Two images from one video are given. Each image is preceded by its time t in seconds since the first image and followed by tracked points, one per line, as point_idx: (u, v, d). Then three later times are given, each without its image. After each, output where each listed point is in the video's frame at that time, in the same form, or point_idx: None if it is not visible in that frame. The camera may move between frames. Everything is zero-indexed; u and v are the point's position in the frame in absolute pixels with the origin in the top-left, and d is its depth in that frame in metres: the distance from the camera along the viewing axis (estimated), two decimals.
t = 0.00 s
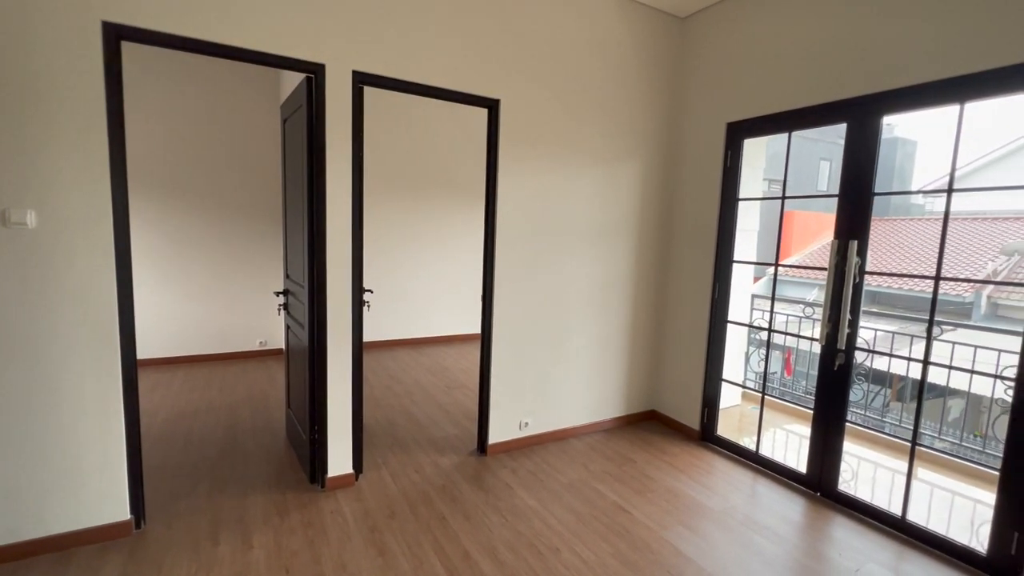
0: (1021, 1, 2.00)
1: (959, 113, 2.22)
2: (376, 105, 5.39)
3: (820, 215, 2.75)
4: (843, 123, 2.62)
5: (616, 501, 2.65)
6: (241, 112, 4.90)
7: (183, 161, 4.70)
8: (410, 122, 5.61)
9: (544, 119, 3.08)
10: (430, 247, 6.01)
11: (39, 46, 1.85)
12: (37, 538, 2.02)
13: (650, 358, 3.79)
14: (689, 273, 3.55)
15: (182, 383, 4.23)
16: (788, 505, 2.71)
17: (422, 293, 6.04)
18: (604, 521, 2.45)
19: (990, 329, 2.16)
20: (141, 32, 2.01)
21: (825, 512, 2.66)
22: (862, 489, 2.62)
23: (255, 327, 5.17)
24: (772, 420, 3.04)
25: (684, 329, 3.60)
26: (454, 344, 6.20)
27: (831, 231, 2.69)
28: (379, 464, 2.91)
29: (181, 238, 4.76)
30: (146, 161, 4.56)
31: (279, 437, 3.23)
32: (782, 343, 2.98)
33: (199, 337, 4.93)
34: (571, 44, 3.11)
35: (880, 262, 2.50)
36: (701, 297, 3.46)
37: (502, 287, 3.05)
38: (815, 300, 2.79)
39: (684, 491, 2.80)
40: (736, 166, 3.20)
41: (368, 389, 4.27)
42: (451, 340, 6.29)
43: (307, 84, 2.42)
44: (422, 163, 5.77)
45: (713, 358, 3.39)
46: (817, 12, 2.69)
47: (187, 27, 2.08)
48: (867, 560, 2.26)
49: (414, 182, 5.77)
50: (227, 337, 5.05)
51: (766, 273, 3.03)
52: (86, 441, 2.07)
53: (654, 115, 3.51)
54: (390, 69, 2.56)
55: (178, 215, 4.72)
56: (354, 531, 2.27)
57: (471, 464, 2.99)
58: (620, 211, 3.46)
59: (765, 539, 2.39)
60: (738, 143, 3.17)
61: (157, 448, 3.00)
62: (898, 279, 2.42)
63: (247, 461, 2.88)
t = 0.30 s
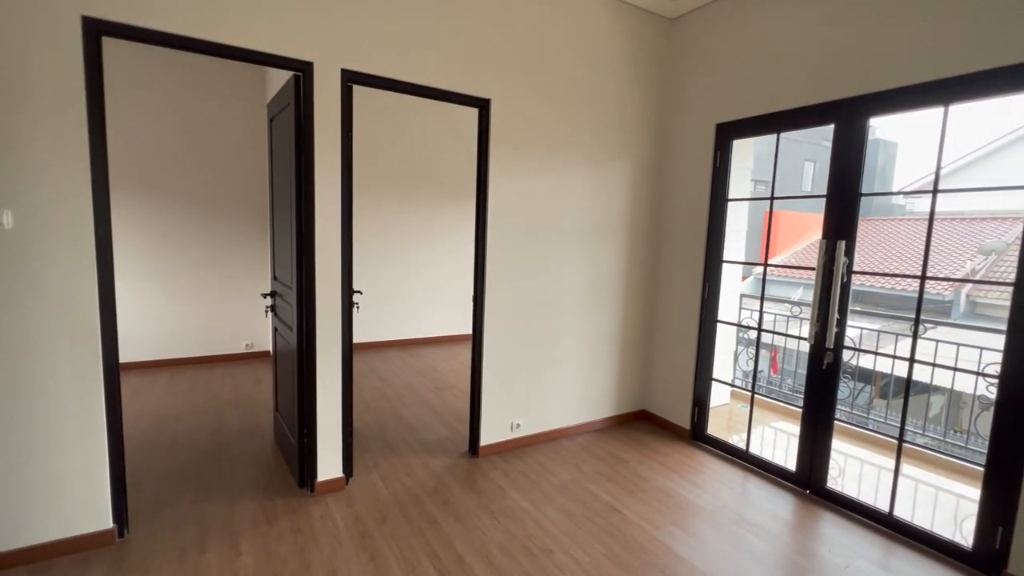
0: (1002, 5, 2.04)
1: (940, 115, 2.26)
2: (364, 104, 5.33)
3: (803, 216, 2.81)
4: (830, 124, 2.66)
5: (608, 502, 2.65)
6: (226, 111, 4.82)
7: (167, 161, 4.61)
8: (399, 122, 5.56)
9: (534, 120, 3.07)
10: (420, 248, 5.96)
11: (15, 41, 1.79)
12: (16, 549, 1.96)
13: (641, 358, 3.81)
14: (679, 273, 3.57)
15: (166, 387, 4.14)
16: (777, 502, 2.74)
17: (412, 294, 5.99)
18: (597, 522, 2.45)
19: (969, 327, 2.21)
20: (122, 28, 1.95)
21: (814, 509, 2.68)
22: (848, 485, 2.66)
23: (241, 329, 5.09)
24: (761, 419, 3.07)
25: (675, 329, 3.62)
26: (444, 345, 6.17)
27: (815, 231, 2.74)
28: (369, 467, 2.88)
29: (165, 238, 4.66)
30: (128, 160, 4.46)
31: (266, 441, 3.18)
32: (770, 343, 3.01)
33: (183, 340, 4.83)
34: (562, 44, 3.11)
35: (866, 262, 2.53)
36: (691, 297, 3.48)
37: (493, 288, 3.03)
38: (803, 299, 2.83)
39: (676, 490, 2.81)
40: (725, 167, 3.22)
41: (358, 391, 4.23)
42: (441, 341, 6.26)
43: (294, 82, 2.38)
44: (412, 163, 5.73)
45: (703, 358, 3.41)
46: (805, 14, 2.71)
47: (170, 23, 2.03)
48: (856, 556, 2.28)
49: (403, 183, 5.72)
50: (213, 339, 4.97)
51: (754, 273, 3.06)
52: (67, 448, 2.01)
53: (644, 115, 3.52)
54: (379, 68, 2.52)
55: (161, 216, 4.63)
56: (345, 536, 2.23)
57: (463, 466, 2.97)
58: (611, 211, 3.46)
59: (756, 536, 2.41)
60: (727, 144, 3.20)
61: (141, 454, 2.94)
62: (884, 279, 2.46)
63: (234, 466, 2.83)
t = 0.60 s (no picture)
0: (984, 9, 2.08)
1: (922, 117, 2.30)
2: (352, 104, 5.28)
3: (790, 216, 2.85)
4: (818, 126, 2.68)
5: (602, 502, 2.65)
6: (211, 110, 4.73)
7: (150, 160, 4.52)
8: (388, 122, 5.52)
9: (525, 120, 3.06)
10: (410, 248, 5.92)
11: None
12: None
13: (632, 358, 3.82)
14: (669, 272, 3.59)
15: (150, 391, 4.06)
16: (768, 500, 2.76)
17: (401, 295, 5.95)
18: (591, 522, 2.45)
19: (948, 324, 2.25)
20: (105, 23, 1.90)
21: (804, 506, 2.71)
22: (836, 481, 2.70)
23: (227, 331, 5.01)
24: (750, 417, 3.10)
25: (665, 329, 3.63)
26: (434, 345, 6.13)
27: (802, 231, 2.78)
28: (360, 470, 2.85)
29: (148, 239, 4.57)
30: (110, 159, 4.36)
31: (254, 445, 3.13)
32: (759, 342, 3.04)
33: (167, 343, 4.74)
34: (552, 45, 3.11)
35: (851, 261, 2.57)
36: (681, 297, 3.50)
37: (484, 288, 3.02)
38: (790, 299, 2.86)
39: (668, 490, 2.82)
40: (714, 167, 3.24)
41: (347, 393, 4.18)
42: (431, 342, 6.22)
43: (282, 81, 2.35)
44: (401, 163, 5.69)
45: (694, 358, 3.43)
46: (793, 16, 2.74)
47: (155, 19, 1.98)
48: (845, 552, 2.31)
49: (392, 183, 5.67)
50: (198, 341, 4.88)
51: (742, 272, 3.09)
52: (47, 455, 1.95)
53: (634, 116, 3.53)
54: (369, 67, 2.50)
55: (144, 216, 4.53)
56: (336, 540, 2.20)
57: (454, 468, 2.95)
58: (602, 211, 3.47)
59: (747, 534, 2.42)
60: (716, 145, 3.22)
61: (124, 460, 2.87)
62: (869, 278, 2.49)
63: (221, 472, 2.77)
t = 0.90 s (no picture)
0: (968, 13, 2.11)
1: (905, 119, 2.35)
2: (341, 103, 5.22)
3: (778, 216, 2.88)
4: (807, 127, 2.71)
5: (594, 502, 2.65)
6: (196, 108, 4.65)
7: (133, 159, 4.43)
8: (377, 121, 5.47)
9: (516, 120, 3.05)
10: (399, 249, 5.88)
11: None
12: None
13: (623, 358, 3.83)
14: (660, 272, 3.60)
15: (133, 394, 3.97)
16: (758, 497, 2.79)
17: (391, 296, 5.90)
18: (584, 522, 2.45)
19: (930, 322, 2.29)
20: (86, 17, 1.85)
21: (794, 503, 2.73)
22: (823, 478, 2.73)
23: (213, 333, 4.93)
24: (740, 415, 3.13)
25: (656, 329, 3.65)
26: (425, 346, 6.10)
27: (790, 231, 2.81)
28: (350, 473, 2.82)
29: (131, 240, 4.47)
30: (92, 158, 4.26)
31: (242, 449, 3.08)
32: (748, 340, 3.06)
33: (151, 345, 4.65)
34: (543, 44, 3.10)
35: (837, 260, 2.61)
36: (672, 297, 3.51)
37: (476, 289, 3.00)
38: (779, 298, 2.89)
39: (660, 489, 2.83)
40: (704, 168, 3.26)
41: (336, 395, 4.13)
42: (421, 343, 6.18)
43: (271, 79, 2.31)
44: (391, 163, 5.64)
45: (684, 357, 3.45)
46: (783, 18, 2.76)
47: (139, 14, 1.93)
48: (835, 549, 2.33)
49: (381, 183, 5.63)
50: (183, 344, 4.79)
51: (731, 272, 3.12)
52: (28, 461, 1.89)
53: (624, 116, 3.54)
54: (359, 65, 2.47)
55: (128, 216, 4.44)
56: (328, 545, 2.17)
57: (446, 470, 2.93)
58: (593, 211, 3.47)
59: (739, 532, 2.44)
60: (706, 145, 3.24)
61: (107, 466, 2.80)
62: (855, 277, 2.53)
63: (208, 476, 2.72)
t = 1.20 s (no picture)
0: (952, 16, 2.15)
1: (889, 120, 2.38)
2: (330, 102, 5.17)
3: (767, 215, 2.90)
4: (795, 127, 2.74)
5: (587, 501, 2.65)
6: (181, 106, 4.57)
7: (115, 158, 4.33)
8: (366, 120, 5.42)
9: (507, 119, 3.04)
10: (389, 249, 5.84)
11: None
12: None
13: (614, 357, 3.83)
14: (650, 272, 3.61)
15: (116, 398, 3.89)
16: (749, 495, 2.81)
17: (381, 296, 5.85)
18: (577, 522, 2.44)
19: (912, 319, 2.33)
20: (67, 11, 1.80)
21: (784, 500, 2.76)
22: (811, 474, 2.77)
23: (199, 335, 4.85)
24: (729, 414, 3.15)
25: (647, 328, 3.66)
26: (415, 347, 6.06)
27: (778, 231, 2.84)
28: (341, 476, 2.78)
29: (113, 240, 4.37)
30: (72, 156, 4.16)
31: (229, 452, 3.03)
32: (737, 339, 3.09)
33: (135, 348, 4.55)
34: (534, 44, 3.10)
35: (822, 259, 2.65)
36: (662, 296, 3.53)
37: (467, 288, 2.98)
38: (767, 296, 2.91)
39: (653, 488, 2.84)
40: (694, 167, 3.28)
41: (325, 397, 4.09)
42: (411, 343, 6.14)
43: (258, 76, 2.27)
44: (380, 163, 5.60)
45: (675, 356, 3.47)
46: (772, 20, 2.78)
47: (123, 8, 1.88)
48: (825, 545, 2.36)
49: (371, 182, 5.58)
50: (168, 346, 4.70)
51: (720, 271, 3.15)
52: (8, 468, 1.84)
53: (615, 116, 3.55)
54: (349, 63, 2.44)
55: (110, 216, 4.35)
56: (318, 549, 2.15)
57: (438, 471, 2.91)
58: (583, 211, 3.47)
59: (731, 530, 2.45)
60: (696, 145, 3.26)
61: (89, 471, 2.73)
62: (841, 276, 2.57)
63: (195, 481, 2.67)
